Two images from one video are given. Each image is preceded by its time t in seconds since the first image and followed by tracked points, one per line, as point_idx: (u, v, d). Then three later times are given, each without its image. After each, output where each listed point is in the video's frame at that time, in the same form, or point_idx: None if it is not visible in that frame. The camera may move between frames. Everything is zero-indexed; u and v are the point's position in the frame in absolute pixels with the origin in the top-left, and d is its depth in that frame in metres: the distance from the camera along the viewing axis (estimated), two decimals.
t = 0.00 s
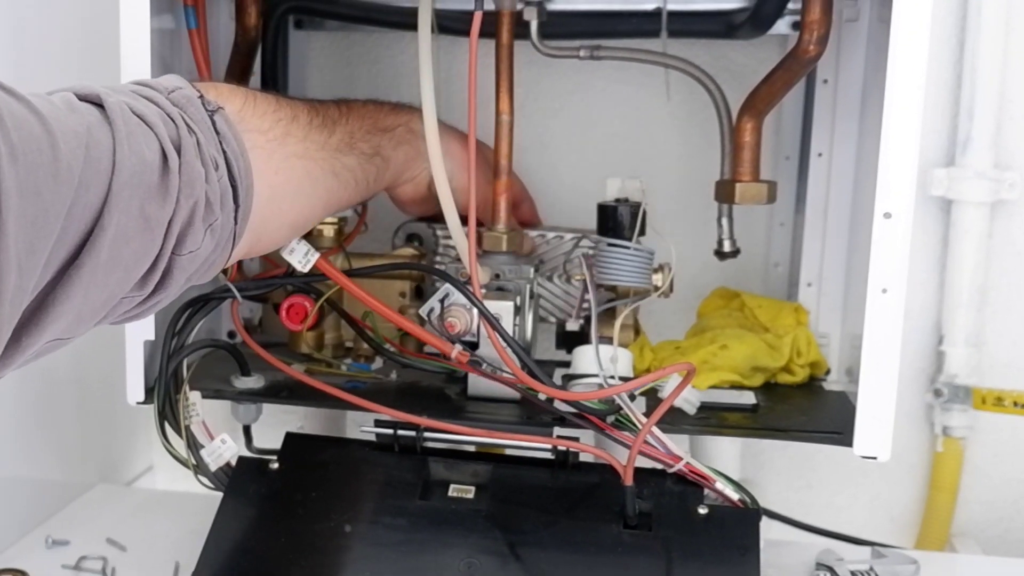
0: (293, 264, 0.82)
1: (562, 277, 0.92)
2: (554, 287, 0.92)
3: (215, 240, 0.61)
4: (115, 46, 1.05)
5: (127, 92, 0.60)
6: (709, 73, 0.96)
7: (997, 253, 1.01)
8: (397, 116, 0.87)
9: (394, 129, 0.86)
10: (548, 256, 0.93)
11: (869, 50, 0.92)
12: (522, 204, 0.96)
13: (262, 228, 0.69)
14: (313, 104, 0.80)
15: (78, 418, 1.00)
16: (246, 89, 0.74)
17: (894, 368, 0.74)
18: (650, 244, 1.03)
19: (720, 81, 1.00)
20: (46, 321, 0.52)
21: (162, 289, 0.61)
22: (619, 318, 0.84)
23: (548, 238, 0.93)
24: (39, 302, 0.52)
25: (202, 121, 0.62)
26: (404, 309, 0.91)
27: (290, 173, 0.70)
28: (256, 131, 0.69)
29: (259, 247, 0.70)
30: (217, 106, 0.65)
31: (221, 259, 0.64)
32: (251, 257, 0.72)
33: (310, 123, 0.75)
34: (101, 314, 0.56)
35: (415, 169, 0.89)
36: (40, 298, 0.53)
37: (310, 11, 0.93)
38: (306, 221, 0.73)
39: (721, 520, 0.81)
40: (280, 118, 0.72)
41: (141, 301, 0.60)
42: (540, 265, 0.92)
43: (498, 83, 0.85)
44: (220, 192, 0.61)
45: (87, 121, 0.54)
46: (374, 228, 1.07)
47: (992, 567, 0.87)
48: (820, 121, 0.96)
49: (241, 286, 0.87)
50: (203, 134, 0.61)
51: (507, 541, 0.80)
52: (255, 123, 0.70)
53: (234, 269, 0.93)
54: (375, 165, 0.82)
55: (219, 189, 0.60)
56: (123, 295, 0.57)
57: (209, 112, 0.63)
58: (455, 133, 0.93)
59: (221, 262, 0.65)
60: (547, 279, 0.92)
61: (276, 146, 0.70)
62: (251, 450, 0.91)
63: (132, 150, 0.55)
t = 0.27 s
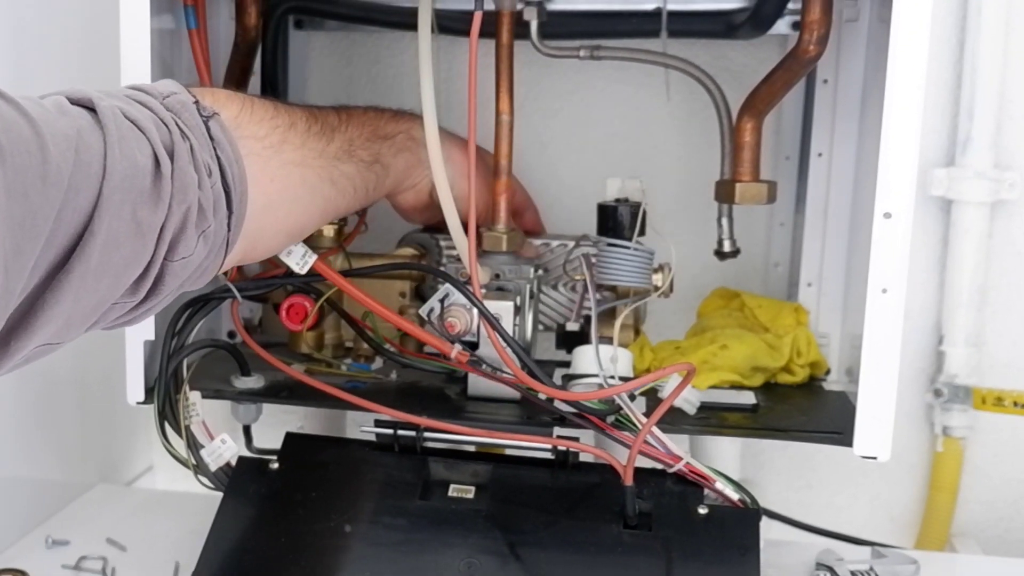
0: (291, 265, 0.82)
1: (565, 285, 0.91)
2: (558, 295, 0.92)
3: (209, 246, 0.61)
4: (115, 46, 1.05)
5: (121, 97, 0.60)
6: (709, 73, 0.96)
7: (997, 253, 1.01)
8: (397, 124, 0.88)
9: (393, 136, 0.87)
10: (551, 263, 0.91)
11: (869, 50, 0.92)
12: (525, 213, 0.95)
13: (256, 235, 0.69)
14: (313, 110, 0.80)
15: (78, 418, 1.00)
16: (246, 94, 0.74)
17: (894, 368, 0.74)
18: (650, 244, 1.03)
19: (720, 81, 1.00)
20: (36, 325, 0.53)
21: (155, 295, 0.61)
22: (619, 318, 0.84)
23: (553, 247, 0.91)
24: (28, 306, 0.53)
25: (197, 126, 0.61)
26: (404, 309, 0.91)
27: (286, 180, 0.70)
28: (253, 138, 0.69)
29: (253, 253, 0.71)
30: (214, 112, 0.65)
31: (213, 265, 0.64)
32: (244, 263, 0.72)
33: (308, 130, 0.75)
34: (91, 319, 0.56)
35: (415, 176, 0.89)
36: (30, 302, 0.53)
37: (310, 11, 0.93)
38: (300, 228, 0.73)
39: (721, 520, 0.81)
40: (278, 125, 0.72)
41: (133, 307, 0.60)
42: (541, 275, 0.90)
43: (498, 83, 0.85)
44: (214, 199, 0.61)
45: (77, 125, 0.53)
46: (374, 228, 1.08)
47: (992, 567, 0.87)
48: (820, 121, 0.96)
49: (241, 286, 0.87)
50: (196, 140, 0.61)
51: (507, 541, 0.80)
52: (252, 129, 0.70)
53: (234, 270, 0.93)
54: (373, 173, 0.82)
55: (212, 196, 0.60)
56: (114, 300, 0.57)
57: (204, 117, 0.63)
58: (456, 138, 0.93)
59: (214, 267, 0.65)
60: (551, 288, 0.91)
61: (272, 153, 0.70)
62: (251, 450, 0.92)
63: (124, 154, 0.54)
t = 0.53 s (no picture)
0: (287, 267, 0.82)
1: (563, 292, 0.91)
2: (557, 303, 0.92)
3: (195, 253, 0.61)
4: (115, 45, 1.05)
5: (109, 103, 0.60)
6: (709, 73, 0.96)
7: (997, 253, 1.01)
8: (392, 129, 0.88)
9: (388, 141, 0.87)
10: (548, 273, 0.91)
11: (869, 50, 0.92)
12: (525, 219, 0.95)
13: (247, 241, 0.69)
14: (307, 115, 0.80)
15: (78, 418, 1.00)
16: (239, 99, 0.74)
17: (894, 368, 0.74)
18: (650, 244, 1.03)
19: (720, 81, 1.00)
20: (18, 332, 0.53)
21: (139, 303, 0.61)
22: (619, 318, 0.85)
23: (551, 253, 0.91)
24: (11, 313, 0.53)
25: (185, 132, 0.62)
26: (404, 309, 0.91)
27: (277, 186, 0.70)
28: (246, 143, 0.69)
29: (244, 259, 0.71)
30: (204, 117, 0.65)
31: (200, 271, 0.64)
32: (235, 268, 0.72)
33: (301, 136, 0.76)
34: (74, 326, 0.56)
35: (411, 181, 0.90)
36: (13, 309, 0.53)
37: (309, 11, 0.93)
38: (292, 233, 0.73)
39: (722, 520, 0.81)
40: (269, 131, 0.72)
41: (117, 314, 0.61)
42: (540, 283, 0.90)
43: (498, 83, 0.85)
44: (201, 206, 0.61)
45: (62, 131, 0.53)
46: (374, 229, 1.08)
47: (991, 567, 0.87)
48: (820, 121, 0.96)
49: (241, 286, 0.87)
50: (185, 147, 0.61)
51: (507, 541, 0.80)
52: (242, 135, 0.70)
53: (234, 270, 0.92)
54: (368, 178, 0.82)
55: (199, 204, 0.61)
56: (98, 307, 0.57)
57: (193, 123, 0.63)
58: (455, 143, 0.93)
59: (202, 274, 0.65)
60: (550, 296, 0.92)
61: (263, 159, 0.70)
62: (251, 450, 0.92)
63: (109, 161, 0.54)
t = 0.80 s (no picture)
0: (285, 268, 0.82)
1: (562, 293, 0.92)
2: (556, 304, 0.92)
3: (185, 258, 0.62)
4: (116, 45, 1.05)
5: (101, 104, 0.60)
6: (709, 73, 0.96)
7: (997, 253, 1.01)
8: (388, 130, 0.88)
9: (384, 143, 0.87)
10: (547, 273, 0.91)
11: (869, 50, 0.92)
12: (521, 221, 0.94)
13: (239, 244, 0.70)
14: (302, 117, 0.80)
15: (78, 418, 1.00)
16: (234, 101, 0.75)
17: (894, 369, 0.74)
18: (650, 244, 1.03)
19: (720, 81, 1.00)
20: (7, 336, 0.53)
21: (128, 306, 0.61)
22: (619, 318, 0.84)
23: (550, 253, 0.91)
24: None
25: (178, 135, 0.62)
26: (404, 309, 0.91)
27: (270, 190, 0.70)
28: (240, 146, 0.69)
29: (237, 261, 0.71)
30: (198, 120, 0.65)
31: (190, 274, 0.64)
32: (228, 271, 0.72)
33: (295, 139, 0.76)
34: (62, 330, 0.56)
35: (407, 182, 0.90)
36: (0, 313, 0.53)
37: (309, 11, 0.93)
38: (285, 236, 0.74)
39: (722, 520, 0.81)
40: (263, 134, 0.72)
41: (106, 318, 0.61)
42: (540, 283, 0.91)
43: (498, 83, 0.85)
44: (193, 210, 0.61)
45: (52, 134, 0.53)
46: (374, 229, 1.08)
47: (991, 567, 0.87)
48: (820, 121, 0.96)
49: (241, 286, 0.87)
50: (178, 151, 0.61)
51: (507, 541, 0.80)
52: (236, 138, 0.70)
53: (234, 270, 0.92)
54: (363, 180, 0.82)
55: (191, 208, 0.61)
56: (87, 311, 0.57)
57: (187, 126, 0.63)
58: (455, 146, 0.94)
59: (193, 277, 0.66)
60: (549, 296, 0.92)
61: (256, 162, 0.70)
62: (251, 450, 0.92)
63: (99, 165, 0.55)
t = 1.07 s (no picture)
0: (284, 269, 0.82)
1: (561, 293, 0.92)
2: (555, 304, 0.93)
3: (184, 266, 0.62)
4: (116, 45, 1.05)
5: (102, 111, 0.60)
6: (709, 73, 0.96)
7: (997, 253, 1.01)
8: (387, 133, 0.88)
9: (383, 146, 0.87)
10: (547, 275, 0.91)
11: (869, 51, 0.92)
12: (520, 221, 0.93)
13: (240, 249, 0.70)
14: (302, 120, 0.80)
15: (78, 418, 1.00)
16: (234, 105, 0.75)
17: (894, 369, 0.74)
18: (650, 244, 1.03)
19: (720, 81, 1.00)
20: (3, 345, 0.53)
21: (127, 314, 0.62)
22: (619, 318, 0.84)
23: (548, 255, 0.90)
24: None
25: (178, 142, 0.62)
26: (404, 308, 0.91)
27: (271, 194, 0.71)
28: (241, 150, 0.69)
29: (237, 265, 0.71)
30: (198, 125, 0.65)
31: (190, 281, 0.65)
32: (228, 275, 0.72)
33: (296, 143, 0.76)
34: (59, 339, 0.56)
35: (407, 184, 0.90)
36: None
37: (309, 11, 0.93)
38: (286, 240, 0.74)
39: (722, 520, 0.81)
40: (264, 138, 0.72)
41: (104, 326, 0.61)
42: (540, 284, 0.91)
43: (499, 83, 0.85)
44: (193, 218, 0.61)
45: (50, 144, 0.53)
46: (374, 229, 1.08)
47: (991, 567, 0.87)
48: (820, 122, 0.96)
49: (241, 286, 0.87)
50: (179, 159, 0.61)
51: (507, 541, 0.80)
52: (237, 142, 0.70)
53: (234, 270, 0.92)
54: (363, 183, 0.82)
55: (191, 216, 0.61)
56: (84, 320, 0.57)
57: (188, 132, 0.63)
58: (454, 148, 0.94)
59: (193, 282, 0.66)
60: (549, 297, 0.92)
61: (257, 167, 0.70)
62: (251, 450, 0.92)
63: (97, 175, 0.55)
